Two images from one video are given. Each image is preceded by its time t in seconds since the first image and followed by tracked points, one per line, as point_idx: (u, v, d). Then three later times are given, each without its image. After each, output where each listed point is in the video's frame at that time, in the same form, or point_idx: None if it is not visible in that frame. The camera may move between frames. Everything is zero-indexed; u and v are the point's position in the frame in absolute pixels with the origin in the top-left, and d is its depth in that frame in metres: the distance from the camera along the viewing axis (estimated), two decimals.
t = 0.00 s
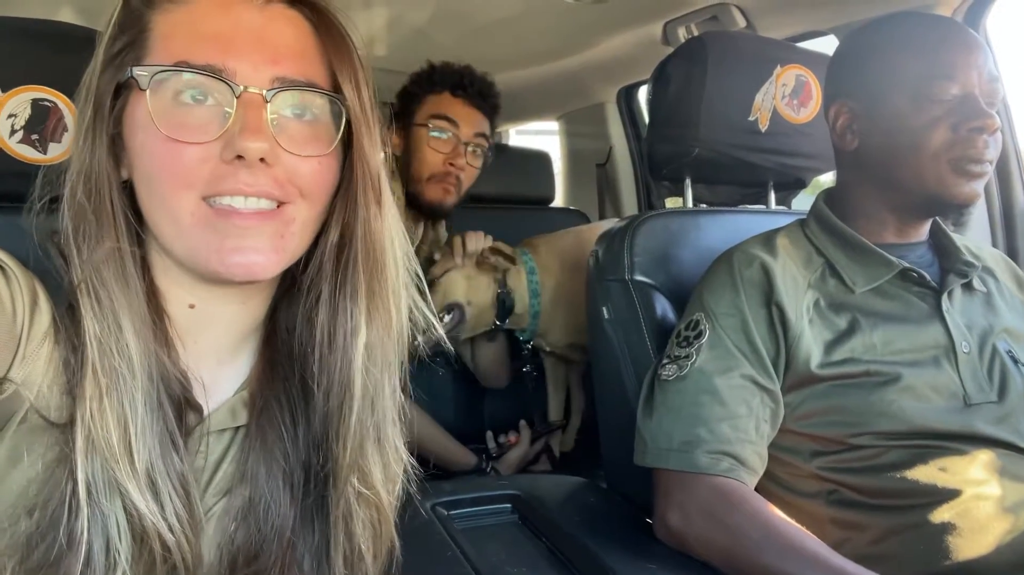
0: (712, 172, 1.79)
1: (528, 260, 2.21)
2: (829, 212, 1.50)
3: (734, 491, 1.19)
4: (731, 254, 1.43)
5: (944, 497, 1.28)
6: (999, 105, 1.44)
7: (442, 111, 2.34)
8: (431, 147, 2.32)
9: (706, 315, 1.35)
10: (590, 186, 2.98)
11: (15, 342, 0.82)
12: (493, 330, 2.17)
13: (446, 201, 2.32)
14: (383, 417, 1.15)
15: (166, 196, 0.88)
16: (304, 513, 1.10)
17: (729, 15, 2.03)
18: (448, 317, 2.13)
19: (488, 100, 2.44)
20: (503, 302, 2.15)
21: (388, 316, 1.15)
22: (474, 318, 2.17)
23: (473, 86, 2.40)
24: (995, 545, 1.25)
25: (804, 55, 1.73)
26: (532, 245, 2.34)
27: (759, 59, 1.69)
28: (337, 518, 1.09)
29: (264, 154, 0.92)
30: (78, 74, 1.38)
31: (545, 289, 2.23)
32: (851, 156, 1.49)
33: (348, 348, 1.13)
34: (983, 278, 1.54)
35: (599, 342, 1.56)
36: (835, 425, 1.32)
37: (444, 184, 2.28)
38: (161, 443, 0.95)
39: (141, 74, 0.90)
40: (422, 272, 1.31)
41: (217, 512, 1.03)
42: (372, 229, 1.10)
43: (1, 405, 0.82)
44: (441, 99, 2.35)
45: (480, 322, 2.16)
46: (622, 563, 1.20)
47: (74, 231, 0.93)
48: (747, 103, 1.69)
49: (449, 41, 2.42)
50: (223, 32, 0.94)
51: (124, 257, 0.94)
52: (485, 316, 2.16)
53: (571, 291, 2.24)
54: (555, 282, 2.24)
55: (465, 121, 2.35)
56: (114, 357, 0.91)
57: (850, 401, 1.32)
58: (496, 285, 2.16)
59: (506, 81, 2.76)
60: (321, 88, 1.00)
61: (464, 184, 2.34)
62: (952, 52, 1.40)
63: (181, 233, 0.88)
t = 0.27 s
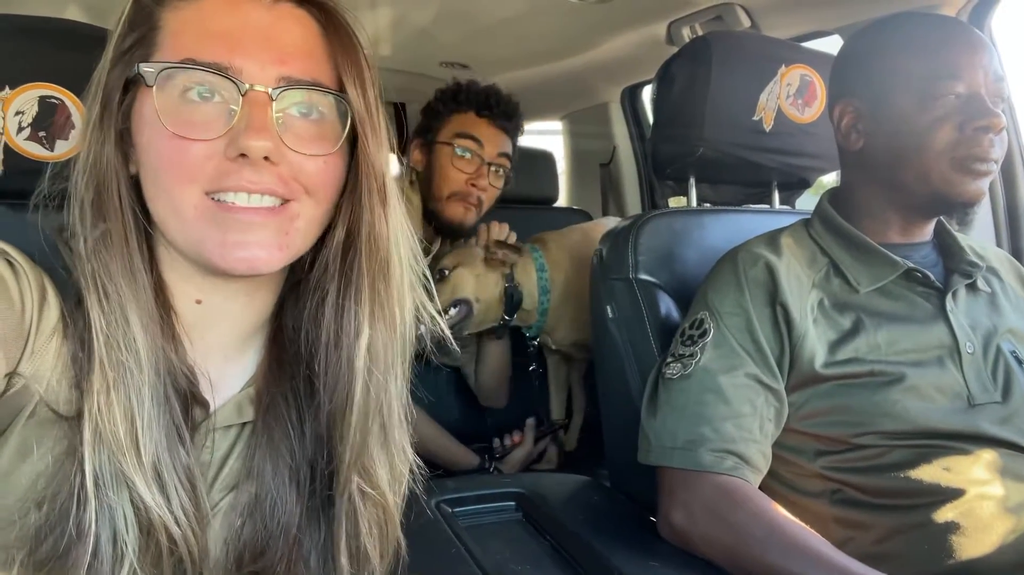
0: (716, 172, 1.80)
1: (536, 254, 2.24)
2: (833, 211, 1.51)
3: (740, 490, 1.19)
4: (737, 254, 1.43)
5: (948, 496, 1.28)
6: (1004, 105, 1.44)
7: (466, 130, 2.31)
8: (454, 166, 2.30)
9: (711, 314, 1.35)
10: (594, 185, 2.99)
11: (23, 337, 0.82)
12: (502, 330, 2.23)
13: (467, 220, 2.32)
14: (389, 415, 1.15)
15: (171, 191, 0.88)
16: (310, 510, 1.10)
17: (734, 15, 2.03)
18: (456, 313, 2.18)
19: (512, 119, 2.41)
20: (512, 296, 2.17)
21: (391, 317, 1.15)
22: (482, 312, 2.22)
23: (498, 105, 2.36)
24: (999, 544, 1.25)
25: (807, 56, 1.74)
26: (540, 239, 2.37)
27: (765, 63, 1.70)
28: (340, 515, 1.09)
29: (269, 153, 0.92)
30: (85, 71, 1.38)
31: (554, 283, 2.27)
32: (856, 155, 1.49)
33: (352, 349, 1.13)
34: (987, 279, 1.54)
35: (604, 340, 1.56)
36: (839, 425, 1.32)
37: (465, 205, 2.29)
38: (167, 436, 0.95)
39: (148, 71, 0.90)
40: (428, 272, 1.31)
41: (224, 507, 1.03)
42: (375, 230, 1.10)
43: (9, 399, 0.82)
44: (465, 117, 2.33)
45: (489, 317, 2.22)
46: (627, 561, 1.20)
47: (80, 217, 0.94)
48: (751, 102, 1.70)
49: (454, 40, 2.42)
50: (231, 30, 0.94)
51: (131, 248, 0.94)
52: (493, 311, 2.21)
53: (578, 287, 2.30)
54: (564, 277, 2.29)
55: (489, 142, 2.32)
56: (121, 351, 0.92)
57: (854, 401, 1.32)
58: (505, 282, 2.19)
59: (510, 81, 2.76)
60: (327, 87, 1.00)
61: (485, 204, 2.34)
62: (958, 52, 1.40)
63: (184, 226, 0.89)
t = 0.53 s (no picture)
0: (720, 170, 1.79)
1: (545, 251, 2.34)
2: (837, 211, 1.50)
3: (743, 490, 1.19)
4: (740, 253, 1.43)
5: (952, 497, 1.28)
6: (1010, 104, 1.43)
7: (479, 146, 2.30)
8: (466, 180, 2.29)
9: (714, 313, 1.35)
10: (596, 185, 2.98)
11: (24, 333, 0.81)
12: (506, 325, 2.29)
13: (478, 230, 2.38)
14: (386, 419, 1.13)
15: (159, 190, 0.88)
16: (311, 513, 1.10)
17: (737, 14, 2.02)
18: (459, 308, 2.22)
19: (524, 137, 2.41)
20: (519, 290, 2.24)
21: (385, 321, 1.13)
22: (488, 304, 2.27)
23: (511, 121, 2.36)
24: (1001, 544, 1.25)
25: (810, 54, 1.73)
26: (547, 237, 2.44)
27: (768, 58, 1.69)
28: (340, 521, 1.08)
29: (247, 149, 0.89)
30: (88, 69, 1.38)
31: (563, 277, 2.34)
32: (860, 154, 1.49)
33: (346, 352, 1.12)
34: (992, 278, 1.53)
35: (606, 340, 1.55)
36: (841, 425, 1.32)
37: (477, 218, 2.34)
38: (166, 429, 0.95)
39: (133, 65, 0.91)
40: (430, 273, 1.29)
41: (226, 505, 1.03)
42: (362, 236, 1.09)
43: (10, 395, 0.81)
44: (478, 133, 2.31)
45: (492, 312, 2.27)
46: (628, 561, 1.20)
47: (80, 210, 0.94)
48: (755, 101, 1.69)
49: (457, 39, 2.42)
50: (219, 24, 0.93)
51: (128, 240, 0.94)
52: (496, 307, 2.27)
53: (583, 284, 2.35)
54: (572, 274, 2.35)
55: (502, 158, 2.32)
56: (121, 344, 0.91)
57: (857, 402, 1.32)
58: (514, 278, 2.25)
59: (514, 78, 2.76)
60: (314, 83, 0.99)
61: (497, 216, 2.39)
62: (963, 50, 1.40)
63: (170, 228, 0.88)
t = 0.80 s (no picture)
0: (722, 167, 1.79)
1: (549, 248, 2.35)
2: (842, 209, 1.49)
3: (746, 488, 1.19)
4: (742, 251, 1.42)
5: (955, 494, 1.27)
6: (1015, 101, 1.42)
7: (474, 150, 2.27)
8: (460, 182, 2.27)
9: (717, 310, 1.35)
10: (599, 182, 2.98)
11: (25, 332, 0.81)
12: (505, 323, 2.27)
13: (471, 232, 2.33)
14: (383, 419, 1.14)
15: (159, 189, 0.88)
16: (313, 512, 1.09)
17: (740, 10, 2.01)
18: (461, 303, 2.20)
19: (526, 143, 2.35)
20: (523, 284, 2.25)
21: (374, 323, 1.12)
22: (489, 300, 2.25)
23: (512, 126, 2.32)
24: (1005, 542, 1.25)
25: (813, 50, 1.73)
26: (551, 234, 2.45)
27: (771, 55, 1.69)
28: (339, 521, 1.08)
29: (246, 149, 0.89)
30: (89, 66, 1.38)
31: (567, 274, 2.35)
32: (865, 150, 1.48)
33: (337, 354, 1.12)
34: (996, 275, 1.53)
35: (609, 337, 1.55)
36: (844, 423, 1.32)
37: (469, 219, 2.29)
38: (169, 426, 0.94)
39: (133, 64, 0.91)
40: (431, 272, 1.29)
41: (230, 501, 1.03)
42: (355, 237, 1.08)
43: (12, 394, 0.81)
44: (476, 137, 2.29)
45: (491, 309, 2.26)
46: (631, 559, 1.20)
47: (82, 207, 0.94)
48: (758, 97, 1.69)
49: (458, 35, 2.41)
50: (220, 22, 0.93)
51: (130, 238, 0.94)
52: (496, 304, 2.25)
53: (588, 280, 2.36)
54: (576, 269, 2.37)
55: (498, 162, 2.27)
56: (123, 341, 0.91)
57: (860, 399, 1.32)
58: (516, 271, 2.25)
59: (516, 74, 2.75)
60: (314, 82, 0.99)
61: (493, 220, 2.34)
62: (969, 46, 1.39)
63: (169, 227, 0.88)
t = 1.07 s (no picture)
0: (724, 165, 1.79)
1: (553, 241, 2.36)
2: (846, 209, 1.48)
3: (750, 488, 1.19)
4: (745, 250, 1.42)
5: (960, 493, 1.27)
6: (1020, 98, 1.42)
7: (465, 166, 2.34)
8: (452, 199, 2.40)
9: (720, 309, 1.34)
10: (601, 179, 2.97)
11: (31, 338, 0.81)
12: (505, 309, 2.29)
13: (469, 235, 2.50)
14: (392, 422, 1.14)
15: (166, 199, 0.88)
16: (318, 513, 1.09)
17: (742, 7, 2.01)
18: (456, 288, 2.26)
19: (518, 156, 2.40)
20: (520, 274, 2.25)
21: (389, 329, 1.13)
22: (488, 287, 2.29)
23: (505, 141, 2.36)
24: (1009, 541, 1.25)
25: (816, 47, 1.72)
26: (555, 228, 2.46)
27: (773, 52, 1.68)
28: (345, 526, 1.08)
29: (255, 161, 0.89)
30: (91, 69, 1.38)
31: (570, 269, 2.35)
32: (871, 147, 1.47)
33: (350, 359, 1.13)
34: (1000, 273, 1.52)
35: (611, 336, 1.55)
36: (847, 422, 1.32)
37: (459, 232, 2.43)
38: (174, 431, 0.95)
39: (139, 75, 0.90)
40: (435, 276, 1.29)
41: (235, 505, 1.04)
42: (368, 243, 1.09)
43: (17, 400, 0.81)
44: (468, 152, 2.34)
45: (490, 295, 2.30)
46: (636, 559, 1.20)
47: (86, 215, 0.94)
48: (760, 95, 1.68)
49: (459, 33, 2.41)
50: (227, 32, 0.92)
51: (134, 245, 0.94)
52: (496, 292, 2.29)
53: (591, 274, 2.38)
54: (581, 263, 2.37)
55: (488, 179, 2.36)
56: (127, 347, 0.91)
57: (863, 398, 1.31)
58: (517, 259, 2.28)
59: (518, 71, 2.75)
60: (320, 91, 0.99)
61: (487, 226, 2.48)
62: (975, 44, 1.39)
63: (177, 237, 0.88)
